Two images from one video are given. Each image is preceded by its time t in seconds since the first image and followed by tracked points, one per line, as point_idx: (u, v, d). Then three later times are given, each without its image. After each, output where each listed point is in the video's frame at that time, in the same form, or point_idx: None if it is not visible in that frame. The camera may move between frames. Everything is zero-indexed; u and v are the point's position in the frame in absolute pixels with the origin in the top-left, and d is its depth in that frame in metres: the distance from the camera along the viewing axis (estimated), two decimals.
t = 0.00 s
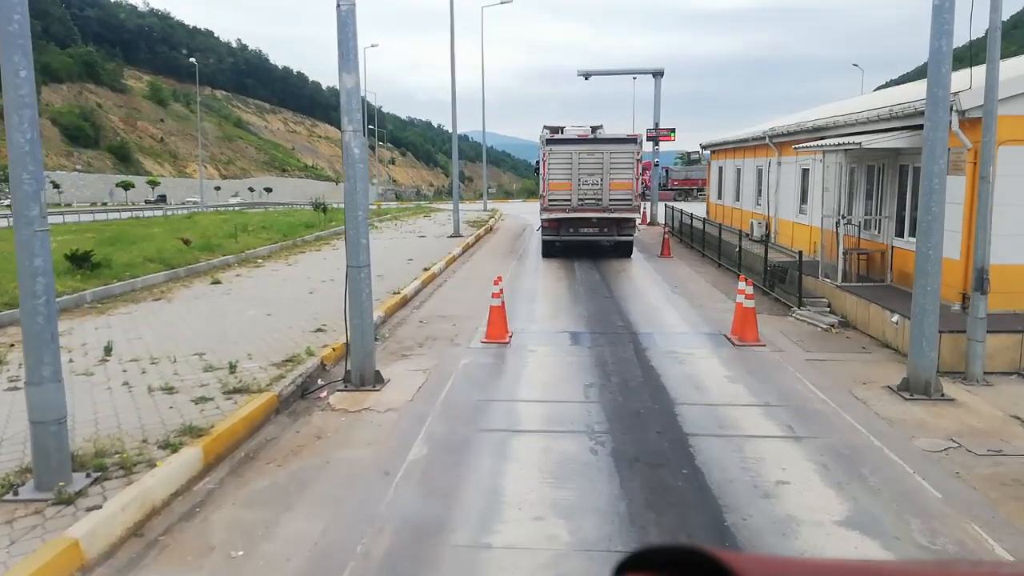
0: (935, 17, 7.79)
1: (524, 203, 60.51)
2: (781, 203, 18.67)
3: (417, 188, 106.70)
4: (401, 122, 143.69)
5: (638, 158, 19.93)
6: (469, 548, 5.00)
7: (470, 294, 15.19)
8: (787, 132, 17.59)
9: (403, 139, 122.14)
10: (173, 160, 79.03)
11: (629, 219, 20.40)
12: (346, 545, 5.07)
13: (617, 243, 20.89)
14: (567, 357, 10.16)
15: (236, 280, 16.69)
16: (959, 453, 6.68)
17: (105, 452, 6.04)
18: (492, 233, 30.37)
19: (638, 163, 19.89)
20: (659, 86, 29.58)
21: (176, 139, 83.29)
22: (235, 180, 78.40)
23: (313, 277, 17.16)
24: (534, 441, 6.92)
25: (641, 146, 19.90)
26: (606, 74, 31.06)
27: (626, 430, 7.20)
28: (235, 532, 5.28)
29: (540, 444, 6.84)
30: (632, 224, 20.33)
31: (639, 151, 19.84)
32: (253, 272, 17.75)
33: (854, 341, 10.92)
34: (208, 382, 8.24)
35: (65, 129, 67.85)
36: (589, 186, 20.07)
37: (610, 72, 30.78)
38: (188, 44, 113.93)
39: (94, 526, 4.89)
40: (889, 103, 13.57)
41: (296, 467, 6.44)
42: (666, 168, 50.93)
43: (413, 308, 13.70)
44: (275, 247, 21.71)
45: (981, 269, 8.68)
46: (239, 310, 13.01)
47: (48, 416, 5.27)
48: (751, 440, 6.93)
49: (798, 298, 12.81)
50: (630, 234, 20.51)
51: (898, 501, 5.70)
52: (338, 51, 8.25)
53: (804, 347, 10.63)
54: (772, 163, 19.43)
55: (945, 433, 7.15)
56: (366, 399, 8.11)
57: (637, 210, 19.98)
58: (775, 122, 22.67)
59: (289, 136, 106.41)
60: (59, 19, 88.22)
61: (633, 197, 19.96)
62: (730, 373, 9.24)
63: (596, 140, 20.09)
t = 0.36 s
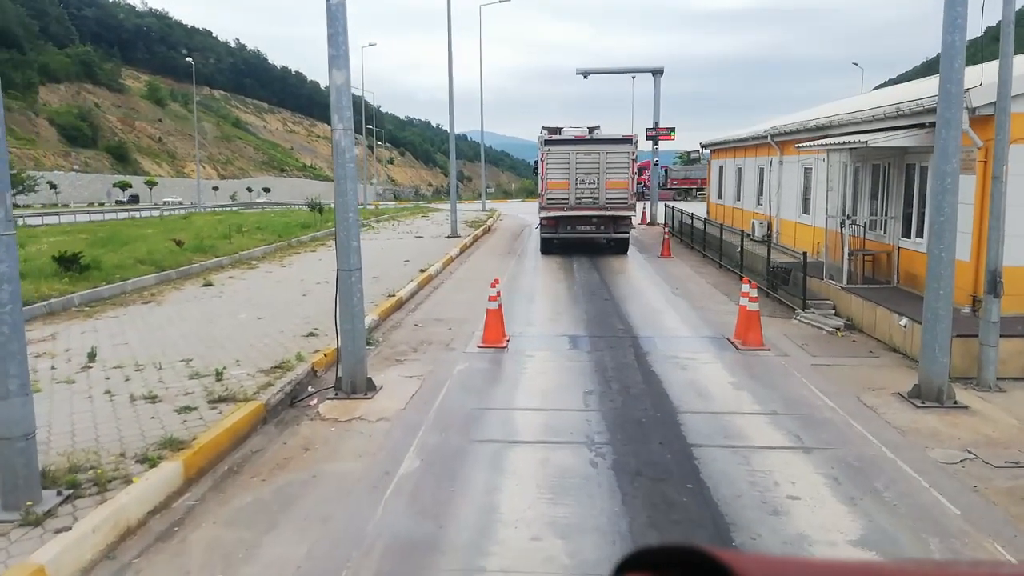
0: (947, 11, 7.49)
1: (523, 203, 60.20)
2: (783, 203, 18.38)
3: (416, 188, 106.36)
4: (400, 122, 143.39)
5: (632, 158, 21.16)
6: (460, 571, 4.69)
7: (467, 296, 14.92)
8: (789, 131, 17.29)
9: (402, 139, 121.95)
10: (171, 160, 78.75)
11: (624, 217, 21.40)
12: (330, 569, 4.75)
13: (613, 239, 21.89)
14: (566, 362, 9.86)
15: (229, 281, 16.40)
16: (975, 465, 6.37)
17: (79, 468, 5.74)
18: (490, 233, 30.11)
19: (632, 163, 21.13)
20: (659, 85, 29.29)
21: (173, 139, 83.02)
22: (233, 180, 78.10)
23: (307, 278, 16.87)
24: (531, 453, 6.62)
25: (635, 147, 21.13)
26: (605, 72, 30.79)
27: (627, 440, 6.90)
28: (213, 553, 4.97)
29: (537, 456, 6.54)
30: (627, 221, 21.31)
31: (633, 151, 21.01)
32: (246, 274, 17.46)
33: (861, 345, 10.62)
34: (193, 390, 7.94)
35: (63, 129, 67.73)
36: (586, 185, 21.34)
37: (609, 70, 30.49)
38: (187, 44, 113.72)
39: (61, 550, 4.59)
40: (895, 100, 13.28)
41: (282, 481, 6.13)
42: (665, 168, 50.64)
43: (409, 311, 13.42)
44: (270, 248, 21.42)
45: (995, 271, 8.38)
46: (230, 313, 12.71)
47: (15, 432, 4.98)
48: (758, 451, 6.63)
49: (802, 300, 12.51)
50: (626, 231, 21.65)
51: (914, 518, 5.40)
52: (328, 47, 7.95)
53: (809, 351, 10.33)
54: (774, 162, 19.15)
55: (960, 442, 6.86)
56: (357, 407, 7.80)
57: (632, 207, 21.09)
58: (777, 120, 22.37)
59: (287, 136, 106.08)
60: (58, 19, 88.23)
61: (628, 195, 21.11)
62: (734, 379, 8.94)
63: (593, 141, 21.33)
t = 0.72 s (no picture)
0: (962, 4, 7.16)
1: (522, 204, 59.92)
2: (786, 205, 18.07)
3: (414, 189, 106.05)
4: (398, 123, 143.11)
5: (628, 159, 21.96)
6: None
7: (463, 300, 14.59)
8: (792, 131, 16.98)
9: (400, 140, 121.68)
10: (168, 162, 78.46)
11: (620, 216, 22.36)
12: None
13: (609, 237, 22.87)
14: (565, 370, 9.53)
15: (220, 285, 16.07)
16: (995, 482, 6.05)
17: (45, 489, 5.39)
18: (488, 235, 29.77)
19: (628, 164, 21.90)
20: (658, 85, 28.99)
21: (171, 140, 82.75)
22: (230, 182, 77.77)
23: (299, 282, 16.53)
24: (528, 470, 6.27)
25: (631, 148, 21.95)
26: (604, 72, 30.47)
27: (628, 455, 6.56)
28: None
29: (534, 473, 6.19)
30: (623, 221, 22.28)
31: (629, 153, 21.87)
32: (238, 277, 17.12)
33: (868, 352, 10.30)
34: (174, 402, 7.60)
35: (59, 130, 67.48)
36: (583, 185, 22.09)
37: (608, 70, 30.16)
38: (185, 45, 113.43)
39: None
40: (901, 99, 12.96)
41: (263, 502, 5.79)
42: (664, 169, 50.38)
43: (403, 316, 13.09)
44: (263, 251, 21.09)
45: (1010, 276, 8.06)
46: (218, 319, 12.36)
47: None
48: (767, 468, 6.29)
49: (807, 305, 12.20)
50: (622, 230, 22.55)
51: (935, 542, 5.07)
52: (314, 43, 7.61)
53: (815, 358, 10.00)
54: (776, 163, 18.83)
55: (978, 457, 6.53)
56: (346, 421, 7.45)
57: (627, 207, 22.05)
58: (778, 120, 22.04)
59: (285, 137, 105.75)
60: (55, 20, 88.11)
61: (624, 195, 22.01)
62: (739, 388, 8.61)
63: (590, 142, 22.06)
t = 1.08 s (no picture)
0: None
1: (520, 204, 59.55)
2: (789, 206, 17.70)
3: (412, 189, 105.69)
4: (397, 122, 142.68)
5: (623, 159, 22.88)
6: None
7: (458, 303, 14.22)
8: (796, 130, 16.61)
9: (398, 140, 121.33)
10: (165, 160, 78.03)
11: (615, 215, 23.26)
12: None
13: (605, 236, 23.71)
14: (563, 378, 9.13)
15: (209, 287, 15.66)
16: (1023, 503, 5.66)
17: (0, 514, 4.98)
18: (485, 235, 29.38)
19: (623, 163, 22.82)
20: (659, 84, 28.62)
21: (168, 138, 82.32)
22: (227, 181, 77.34)
23: (290, 283, 16.11)
24: (524, 489, 5.87)
25: (626, 149, 22.88)
26: (603, 71, 30.09)
27: (631, 473, 6.16)
28: None
29: (530, 493, 5.79)
30: (618, 219, 23.14)
31: (625, 153, 22.81)
32: (228, 279, 16.70)
33: (879, 359, 9.92)
34: (150, 413, 7.18)
35: (56, 128, 67.08)
36: (580, 184, 23.08)
37: (608, 69, 29.79)
38: (183, 44, 113.02)
39: None
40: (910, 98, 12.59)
41: (238, 524, 5.38)
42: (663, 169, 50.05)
43: (397, 319, 12.69)
44: (256, 251, 20.69)
45: None
46: (205, 322, 11.95)
47: None
48: (778, 488, 5.89)
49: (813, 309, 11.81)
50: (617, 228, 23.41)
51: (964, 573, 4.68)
52: (300, 35, 7.20)
53: (824, 365, 9.61)
54: (779, 164, 18.48)
55: (1002, 476, 6.15)
56: (332, 433, 7.04)
57: (623, 206, 22.92)
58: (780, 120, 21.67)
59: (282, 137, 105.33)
60: (53, 18, 87.83)
61: (619, 194, 22.90)
62: (745, 398, 8.22)
63: (587, 143, 23.03)
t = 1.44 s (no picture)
0: None
1: (519, 204, 59.15)
2: (793, 206, 17.31)
3: (410, 188, 105.30)
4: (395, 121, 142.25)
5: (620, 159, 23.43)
6: None
7: (454, 305, 13.82)
8: (800, 128, 16.22)
9: (396, 139, 121.02)
10: (163, 159, 77.57)
11: (612, 213, 23.73)
12: None
13: (603, 234, 24.15)
14: (562, 386, 8.72)
15: (198, 288, 15.25)
16: None
17: None
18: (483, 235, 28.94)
19: (620, 162, 23.38)
20: (659, 81, 28.23)
21: (165, 137, 81.84)
22: (224, 180, 76.87)
23: (282, 284, 15.69)
24: (520, 512, 5.45)
25: (623, 148, 23.44)
26: (602, 68, 29.66)
27: (633, 492, 5.75)
28: None
29: (527, 516, 5.38)
30: (615, 217, 23.63)
31: (621, 152, 23.34)
32: (219, 280, 16.27)
33: (891, 366, 9.53)
34: (123, 427, 6.77)
35: (53, 127, 66.61)
36: (578, 183, 23.61)
37: (607, 66, 29.38)
38: (181, 42, 112.53)
39: None
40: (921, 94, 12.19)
41: (211, 551, 4.98)
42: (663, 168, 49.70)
43: (390, 323, 12.29)
44: (249, 252, 20.26)
45: None
46: (191, 326, 11.52)
47: None
48: (793, 509, 5.48)
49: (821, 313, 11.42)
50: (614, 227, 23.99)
51: None
52: (283, 24, 6.77)
53: (833, 372, 9.23)
54: (782, 163, 18.09)
55: None
56: (316, 448, 6.63)
57: (620, 203, 23.43)
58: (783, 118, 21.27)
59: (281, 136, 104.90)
60: (50, 17, 87.32)
61: (616, 192, 23.42)
62: (754, 408, 7.81)
63: (585, 142, 23.55)
